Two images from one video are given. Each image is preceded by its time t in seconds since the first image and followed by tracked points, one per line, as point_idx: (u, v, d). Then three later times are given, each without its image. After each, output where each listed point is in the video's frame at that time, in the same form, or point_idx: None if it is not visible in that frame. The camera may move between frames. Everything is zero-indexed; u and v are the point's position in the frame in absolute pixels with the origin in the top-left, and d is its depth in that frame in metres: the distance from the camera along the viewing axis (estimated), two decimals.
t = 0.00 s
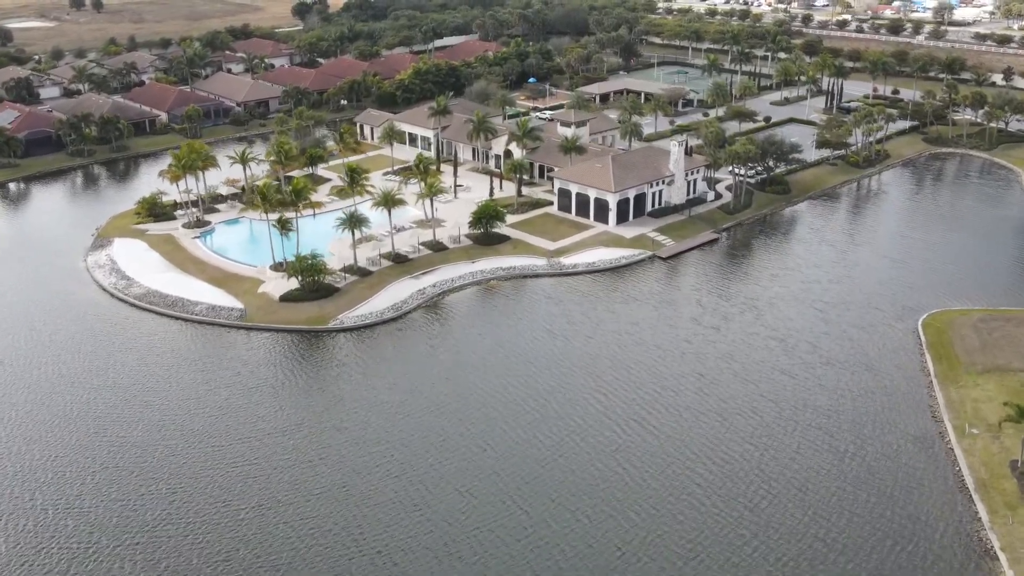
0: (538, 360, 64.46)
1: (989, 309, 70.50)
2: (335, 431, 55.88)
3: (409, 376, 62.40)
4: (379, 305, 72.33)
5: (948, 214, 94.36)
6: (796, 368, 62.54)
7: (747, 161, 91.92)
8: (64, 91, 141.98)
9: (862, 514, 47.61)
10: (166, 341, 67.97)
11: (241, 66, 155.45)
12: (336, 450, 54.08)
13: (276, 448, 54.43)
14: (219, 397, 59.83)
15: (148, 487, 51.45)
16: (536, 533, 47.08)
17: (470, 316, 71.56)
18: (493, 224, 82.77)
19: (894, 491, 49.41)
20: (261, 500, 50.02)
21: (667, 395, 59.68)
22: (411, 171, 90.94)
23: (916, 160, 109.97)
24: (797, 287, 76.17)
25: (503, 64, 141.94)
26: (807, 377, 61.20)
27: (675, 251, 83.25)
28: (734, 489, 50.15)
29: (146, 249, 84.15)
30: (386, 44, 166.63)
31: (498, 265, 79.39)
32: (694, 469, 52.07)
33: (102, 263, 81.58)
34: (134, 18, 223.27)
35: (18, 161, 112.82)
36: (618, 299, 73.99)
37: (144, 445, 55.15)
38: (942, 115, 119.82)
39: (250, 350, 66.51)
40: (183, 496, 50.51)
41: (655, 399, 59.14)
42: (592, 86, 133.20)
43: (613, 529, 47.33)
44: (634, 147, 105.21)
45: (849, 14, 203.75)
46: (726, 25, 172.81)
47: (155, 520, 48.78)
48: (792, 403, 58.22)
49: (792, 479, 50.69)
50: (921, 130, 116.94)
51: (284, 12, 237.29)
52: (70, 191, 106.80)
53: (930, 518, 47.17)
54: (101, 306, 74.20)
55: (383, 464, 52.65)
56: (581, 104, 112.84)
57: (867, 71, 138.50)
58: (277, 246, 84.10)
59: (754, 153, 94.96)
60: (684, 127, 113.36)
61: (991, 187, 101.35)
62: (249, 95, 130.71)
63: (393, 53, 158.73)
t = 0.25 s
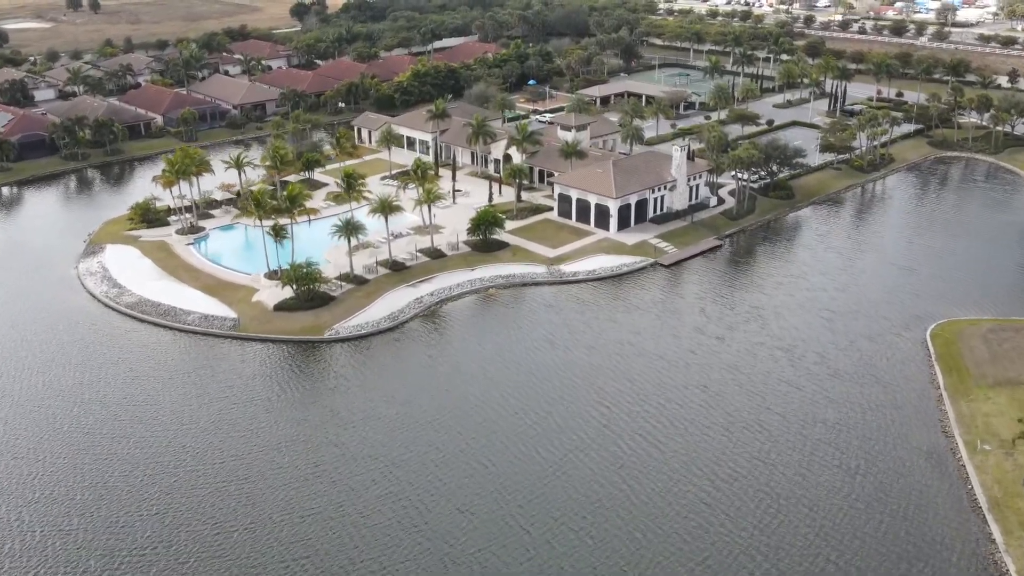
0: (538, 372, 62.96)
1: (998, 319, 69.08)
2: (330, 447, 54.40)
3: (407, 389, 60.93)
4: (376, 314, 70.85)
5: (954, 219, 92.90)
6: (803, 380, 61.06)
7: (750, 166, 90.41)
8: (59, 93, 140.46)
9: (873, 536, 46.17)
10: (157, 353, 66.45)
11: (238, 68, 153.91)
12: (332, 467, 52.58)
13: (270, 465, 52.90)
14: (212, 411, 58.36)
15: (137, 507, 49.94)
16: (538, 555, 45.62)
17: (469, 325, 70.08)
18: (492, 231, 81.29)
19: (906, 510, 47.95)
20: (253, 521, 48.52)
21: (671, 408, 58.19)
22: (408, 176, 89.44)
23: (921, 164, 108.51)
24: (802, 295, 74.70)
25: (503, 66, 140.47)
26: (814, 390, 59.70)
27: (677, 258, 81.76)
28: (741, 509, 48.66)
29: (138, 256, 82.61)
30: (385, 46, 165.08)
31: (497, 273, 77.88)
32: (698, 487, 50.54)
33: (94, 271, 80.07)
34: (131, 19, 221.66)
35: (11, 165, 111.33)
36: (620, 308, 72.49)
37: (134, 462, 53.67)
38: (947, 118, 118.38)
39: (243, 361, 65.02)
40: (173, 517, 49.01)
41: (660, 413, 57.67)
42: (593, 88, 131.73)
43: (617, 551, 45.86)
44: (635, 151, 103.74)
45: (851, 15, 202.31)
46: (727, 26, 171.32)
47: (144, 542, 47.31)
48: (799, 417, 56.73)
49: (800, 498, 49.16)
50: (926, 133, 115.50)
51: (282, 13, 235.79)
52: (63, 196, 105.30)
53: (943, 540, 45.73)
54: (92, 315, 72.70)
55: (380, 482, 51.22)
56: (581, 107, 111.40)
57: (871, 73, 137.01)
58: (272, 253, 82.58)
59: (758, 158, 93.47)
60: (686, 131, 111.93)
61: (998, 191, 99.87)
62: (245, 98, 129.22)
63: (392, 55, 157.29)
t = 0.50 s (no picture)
0: (539, 386, 61.16)
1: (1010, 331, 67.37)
2: (325, 467, 52.61)
3: (404, 404, 59.16)
4: (372, 326, 69.09)
5: (963, 226, 91.14)
6: (811, 395, 59.23)
7: (755, 172, 88.54)
8: (52, 96, 138.55)
9: (888, 563, 44.44)
10: (147, 366, 64.67)
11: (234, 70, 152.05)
12: (326, 487, 50.81)
13: (261, 486, 51.12)
14: (202, 428, 56.58)
15: (124, 531, 48.14)
16: None
17: (468, 336, 68.29)
18: (491, 239, 79.49)
19: (922, 535, 46.22)
20: (245, 546, 46.74)
21: (676, 426, 56.41)
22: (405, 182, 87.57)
23: (927, 168, 106.76)
24: (809, 305, 72.90)
25: (502, 68, 138.66)
26: (823, 406, 57.90)
27: (681, 266, 80.00)
28: (751, 533, 46.86)
29: (129, 265, 80.82)
30: (383, 48, 163.23)
31: (496, 282, 76.11)
32: (705, 508, 48.82)
33: (84, 280, 78.27)
34: (127, 20, 219.65)
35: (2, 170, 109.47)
36: (623, 319, 70.70)
37: (121, 483, 51.86)
38: (954, 122, 116.64)
39: (236, 375, 63.23)
40: (162, 542, 47.22)
41: (665, 431, 55.88)
42: (593, 91, 129.88)
43: None
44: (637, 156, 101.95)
45: (853, 16, 200.61)
46: (729, 28, 169.56)
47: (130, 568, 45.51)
48: (808, 435, 54.93)
49: (811, 521, 47.43)
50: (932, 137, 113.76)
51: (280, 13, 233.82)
52: (55, 201, 103.46)
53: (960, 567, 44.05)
54: (81, 326, 70.89)
55: (377, 504, 49.50)
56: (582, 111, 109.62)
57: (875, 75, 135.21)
58: (265, 262, 80.81)
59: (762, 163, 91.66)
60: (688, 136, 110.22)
61: (1006, 197, 98.13)
62: (240, 101, 127.36)
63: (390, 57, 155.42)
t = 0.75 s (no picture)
0: (540, 399, 59.61)
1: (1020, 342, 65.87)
2: (320, 485, 51.07)
3: (401, 417, 57.64)
4: (367, 336, 67.58)
5: (969, 232, 89.64)
6: (818, 409, 57.71)
7: (758, 178, 86.99)
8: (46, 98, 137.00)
9: None
10: (139, 378, 63.15)
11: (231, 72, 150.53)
12: (321, 507, 49.29)
13: (253, 506, 49.59)
14: (194, 444, 55.07)
15: (112, 553, 46.64)
16: None
17: (466, 347, 66.76)
18: (489, 246, 78.01)
19: (935, 558, 44.73)
20: (236, 569, 45.24)
21: (681, 441, 54.88)
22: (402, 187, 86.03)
23: (933, 173, 105.26)
24: (814, 314, 71.39)
25: (502, 71, 137.16)
26: (831, 420, 56.39)
27: (683, 274, 78.49)
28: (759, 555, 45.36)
29: (121, 272, 79.31)
30: (381, 49, 161.71)
31: (495, 291, 74.59)
32: (712, 529, 47.33)
33: (75, 288, 76.74)
34: (124, 21, 218.10)
35: None
36: (625, 328, 69.16)
37: (109, 502, 50.33)
38: (959, 125, 115.16)
39: (229, 388, 61.71)
40: (151, 565, 45.70)
41: (670, 447, 54.36)
42: (593, 94, 128.40)
43: None
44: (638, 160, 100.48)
45: (855, 17, 199.09)
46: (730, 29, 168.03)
47: None
48: (816, 451, 53.41)
49: (821, 542, 45.93)
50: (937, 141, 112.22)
51: (278, 14, 232.23)
52: (47, 206, 101.94)
53: None
54: (72, 337, 69.38)
55: (373, 524, 47.99)
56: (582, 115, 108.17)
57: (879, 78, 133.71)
58: (259, 270, 79.32)
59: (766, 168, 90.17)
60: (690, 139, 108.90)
61: (1013, 202, 96.61)
62: (236, 104, 125.87)
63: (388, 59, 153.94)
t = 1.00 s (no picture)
0: (542, 415, 57.81)
1: None
2: (315, 508, 49.29)
3: (397, 434, 55.82)
4: (363, 349, 65.81)
5: (978, 238, 87.86)
6: (827, 425, 55.96)
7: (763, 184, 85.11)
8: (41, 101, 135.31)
9: None
10: (128, 394, 61.41)
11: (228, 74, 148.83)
12: (315, 531, 47.52)
13: (245, 530, 47.84)
14: (183, 464, 53.32)
15: None
16: None
17: (465, 360, 64.99)
18: (488, 255, 76.25)
19: None
20: None
21: (687, 460, 53.08)
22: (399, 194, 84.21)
23: (939, 178, 103.47)
24: (822, 325, 69.59)
25: (501, 73, 135.35)
26: (841, 438, 54.64)
27: (686, 283, 76.73)
28: None
29: (111, 282, 77.54)
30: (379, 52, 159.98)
31: (494, 302, 72.82)
32: (719, 554, 45.57)
33: (64, 298, 74.97)
34: (120, 23, 216.48)
35: None
36: (628, 340, 67.39)
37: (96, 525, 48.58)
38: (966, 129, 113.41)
39: (221, 403, 59.97)
40: None
41: (676, 466, 52.55)
42: (594, 97, 126.68)
43: None
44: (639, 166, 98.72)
45: (857, 18, 197.18)
46: (732, 31, 166.23)
47: None
48: (826, 471, 51.62)
49: (834, 569, 44.19)
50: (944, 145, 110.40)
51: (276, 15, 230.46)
52: (39, 212, 100.18)
53: None
54: (60, 349, 67.61)
55: (369, 549, 46.23)
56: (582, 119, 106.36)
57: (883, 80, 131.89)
58: (252, 279, 77.55)
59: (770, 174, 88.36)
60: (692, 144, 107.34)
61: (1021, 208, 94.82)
62: (232, 107, 124.14)
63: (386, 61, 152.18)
